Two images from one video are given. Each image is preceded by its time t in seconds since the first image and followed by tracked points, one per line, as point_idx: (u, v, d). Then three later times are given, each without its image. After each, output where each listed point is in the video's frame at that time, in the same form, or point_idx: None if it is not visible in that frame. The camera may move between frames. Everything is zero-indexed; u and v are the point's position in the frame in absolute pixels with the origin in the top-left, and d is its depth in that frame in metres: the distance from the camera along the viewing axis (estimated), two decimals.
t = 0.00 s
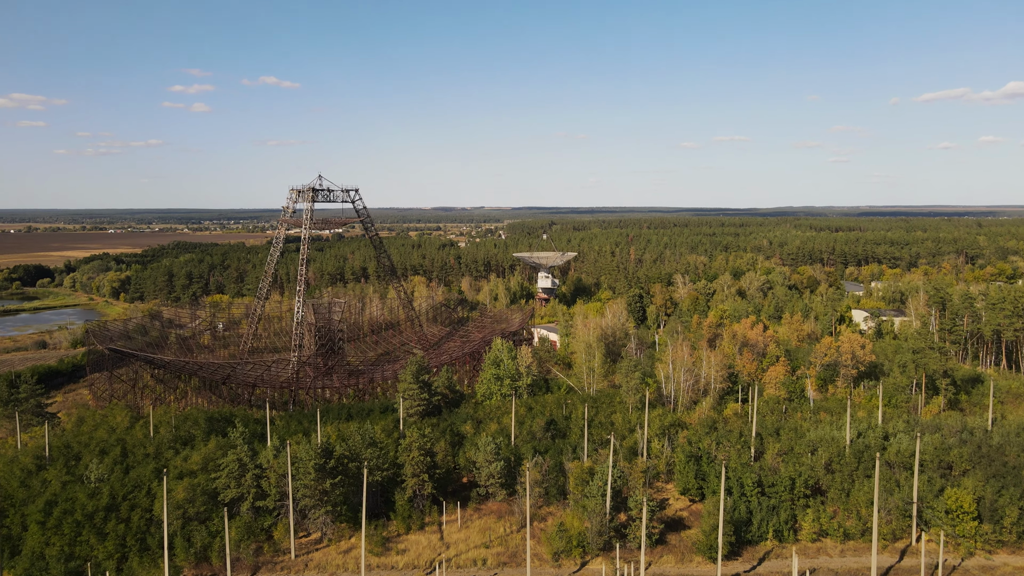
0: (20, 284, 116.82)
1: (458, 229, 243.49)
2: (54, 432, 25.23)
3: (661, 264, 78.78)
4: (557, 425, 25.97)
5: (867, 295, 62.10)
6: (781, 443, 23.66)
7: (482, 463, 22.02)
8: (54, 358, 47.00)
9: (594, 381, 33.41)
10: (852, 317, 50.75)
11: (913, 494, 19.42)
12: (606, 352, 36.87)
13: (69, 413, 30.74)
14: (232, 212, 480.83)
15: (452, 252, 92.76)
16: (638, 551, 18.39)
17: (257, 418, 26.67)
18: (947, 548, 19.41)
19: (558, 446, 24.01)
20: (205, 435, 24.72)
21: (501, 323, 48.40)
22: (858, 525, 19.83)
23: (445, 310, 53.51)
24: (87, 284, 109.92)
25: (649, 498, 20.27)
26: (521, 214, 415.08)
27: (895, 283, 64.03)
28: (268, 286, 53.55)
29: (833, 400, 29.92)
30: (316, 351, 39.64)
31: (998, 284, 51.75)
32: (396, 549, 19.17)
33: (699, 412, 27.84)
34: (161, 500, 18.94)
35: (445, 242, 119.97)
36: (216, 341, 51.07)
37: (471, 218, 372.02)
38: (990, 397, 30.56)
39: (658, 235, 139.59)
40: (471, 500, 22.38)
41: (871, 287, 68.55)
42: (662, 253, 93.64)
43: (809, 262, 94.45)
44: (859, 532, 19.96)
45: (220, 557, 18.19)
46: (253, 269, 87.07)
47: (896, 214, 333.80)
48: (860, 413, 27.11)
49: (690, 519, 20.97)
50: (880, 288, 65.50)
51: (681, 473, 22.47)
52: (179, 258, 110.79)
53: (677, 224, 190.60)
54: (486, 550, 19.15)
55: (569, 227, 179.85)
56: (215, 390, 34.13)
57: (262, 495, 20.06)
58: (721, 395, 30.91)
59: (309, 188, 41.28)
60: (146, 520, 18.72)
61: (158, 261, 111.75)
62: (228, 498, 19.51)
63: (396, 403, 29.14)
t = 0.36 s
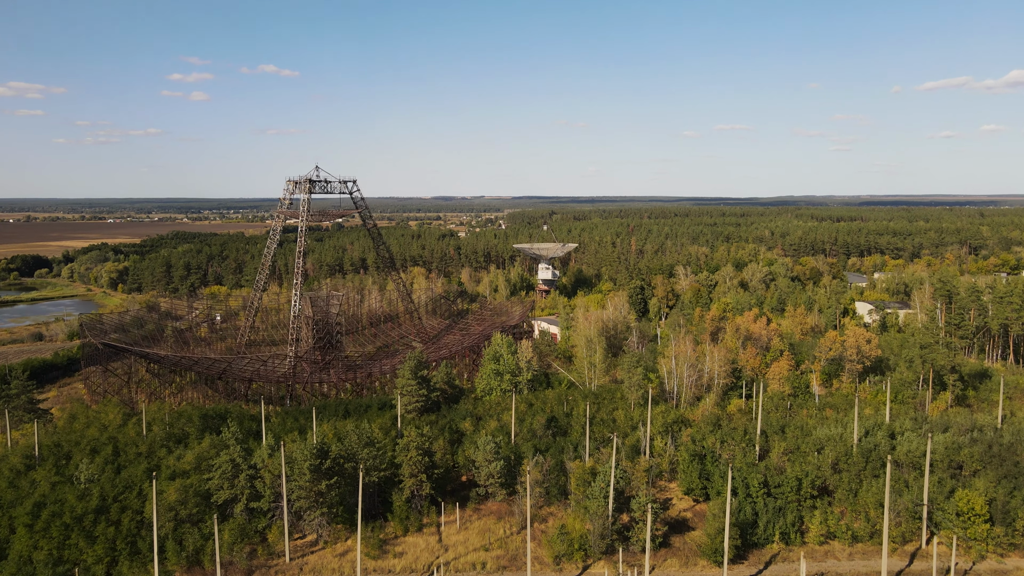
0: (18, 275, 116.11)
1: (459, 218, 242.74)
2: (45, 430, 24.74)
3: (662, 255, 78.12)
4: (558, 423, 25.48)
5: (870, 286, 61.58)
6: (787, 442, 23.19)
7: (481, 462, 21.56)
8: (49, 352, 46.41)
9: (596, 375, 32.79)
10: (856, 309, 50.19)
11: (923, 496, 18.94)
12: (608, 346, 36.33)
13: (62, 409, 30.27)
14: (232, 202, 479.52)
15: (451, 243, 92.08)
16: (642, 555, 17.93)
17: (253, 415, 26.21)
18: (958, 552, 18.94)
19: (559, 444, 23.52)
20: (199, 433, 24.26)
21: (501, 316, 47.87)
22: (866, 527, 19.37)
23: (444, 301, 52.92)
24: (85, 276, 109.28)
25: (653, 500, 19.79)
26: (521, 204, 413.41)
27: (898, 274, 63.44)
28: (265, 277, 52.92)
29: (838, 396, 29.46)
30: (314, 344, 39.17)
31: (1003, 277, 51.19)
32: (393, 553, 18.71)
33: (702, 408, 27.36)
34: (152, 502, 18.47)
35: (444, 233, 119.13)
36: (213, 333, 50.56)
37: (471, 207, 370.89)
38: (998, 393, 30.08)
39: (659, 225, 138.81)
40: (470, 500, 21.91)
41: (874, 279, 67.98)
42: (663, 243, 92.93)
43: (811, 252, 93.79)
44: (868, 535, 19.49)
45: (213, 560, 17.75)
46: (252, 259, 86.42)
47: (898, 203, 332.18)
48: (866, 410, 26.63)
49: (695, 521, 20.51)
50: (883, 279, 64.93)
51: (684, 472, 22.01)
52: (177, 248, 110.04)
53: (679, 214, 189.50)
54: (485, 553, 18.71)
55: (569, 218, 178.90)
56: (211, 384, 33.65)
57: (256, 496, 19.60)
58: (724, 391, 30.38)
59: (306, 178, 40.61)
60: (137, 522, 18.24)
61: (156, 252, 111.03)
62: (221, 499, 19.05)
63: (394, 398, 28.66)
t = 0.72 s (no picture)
0: (16, 268, 115.55)
1: (458, 211, 241.78)
2: (36, 430, 24.29)
3: (664, 249, 77.57)
4: (559, 423, 25.02)
5: (873, 281, 61.04)
6: (793, 443, 22.76)
7: (480, 464, 21.12)
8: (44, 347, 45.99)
9: (597, 373, 32.33)
10: (859, 305, 49.70)
11: (934, 501, 18.49)
12: (609, 343, 35.87)
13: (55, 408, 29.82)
14: (231, 194, 478.12)
15: (452, 236, 91.48)
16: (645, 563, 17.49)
17: (248, 415, 25.78)
18: (969, 557, 18.51)
19: (560, 445, 23.09)
20: (192, 433, 23.81)
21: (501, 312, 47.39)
22: (875, 532, 18.95)
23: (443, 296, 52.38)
24: (83, 269, 108.81)
25: (656, 504, 19.35)
26: (521, 196, 412.13)
27: (901, 269, 62.91)
28: (262, 272, 52.35)
29: (843, 395, 29.03)
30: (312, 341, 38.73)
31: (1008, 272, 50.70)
32: (390, 558, 18.28)
33: (706, 408, 26.91)
34: (143, 507, 18.02)
35: (444, 225, 118.46)
36: (210, 328, 50.05)
37: (472, 200, 369.81)
38: (1006, 391, 29.62)
39: (660, 218, 138.01)
40: (469, 503, 21.48)
41: (877, 273, 67.43)
42: (665, 237, 92.31)
43: (813, 246, 93.17)
44: (876, 540, 19.06)
45: (205, 567, 17.31)
46: (250, 253, 85.86)
47: (899, 196, 330.97)
48: (873, 409, 26.18)
49: (699, 525, 20.11)
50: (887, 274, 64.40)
51: (688, 474, 21.58)
52: (175, 241, 109.47)
53: (679, 207, 188.67)
54: (485, 558, 18.29)
55: (570, 210, 178.09)
56: (206, 382, 33.20)
57: (250, 499, 19.16)
58: (728, 389, 29.92)
59: (302, 172, 39.92)
60: (127, 528, 17.81)
61: (155, 245, 110.52)
62: (215, 503, 18.60)
63: (392, 397, 28.20)
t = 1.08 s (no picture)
0: (13, 262, 114.84)
1: (458, 204, 240.77)
2: (26, 433, 23.80)
3: (665, 244, 76.99)
4: (560, 425, 24.54)
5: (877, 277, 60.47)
6: (799, 446, 22.28)
7: (480, 469, 20.65)
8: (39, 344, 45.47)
9: (599, 372, 31.76)
10: (864, 301, 49.07)
11: (946, 509, 17.93)
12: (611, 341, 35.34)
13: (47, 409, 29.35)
14: (231, 187, 476.82)
15: (451, 230, 90.82)
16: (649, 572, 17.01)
17: (243, 416, 25.29)
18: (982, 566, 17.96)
19: (561, 447, 22.62)
20: (186, 436, 23.35)
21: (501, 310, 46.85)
22: (885, 540, 18.47)
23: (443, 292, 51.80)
24: (81, 263, 108.22)
25: (660, 510, 18.88)
26: (522, 189, 410.84)
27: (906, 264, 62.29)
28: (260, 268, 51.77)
29: (850, 395, 28.53)
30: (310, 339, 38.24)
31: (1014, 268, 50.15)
32: (387, 567, 17.80)
33: (710, 409, 26.40)
34: (133, 514, 17.56)
35: (444, 219, 117.67)
36: (207, 325, 49.46)
37: (472, 193, 368.42)
38: (1015, 391, 29.11)
39: (661, 211, 137.30)
40: (468, 508, 21.01)
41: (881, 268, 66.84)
42: (666, 231, 91.64)
43: (816, 240, 92.46)
44: (886, 548, 18.57)
45: None
46: (249, 247, 85.24)
47: (901, 189, 329.34)
48: (881, 411, 25.65)
49: (704, 532, 19.64)
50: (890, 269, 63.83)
51: (692, 479, 21.11)
52: (174, 235, 108.78)
53: (681, 200, 187.74)
54: (485, 567, 17.80)
55: (570, 203, 177.23)
56: (201, 381, 32.72)
57: (244, 506, 18.68)
58: (732, 389, 29.37)
59: (300, 167, 39.29)
60: (117, 536, 17.35)
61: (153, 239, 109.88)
62: (207, 510, 18.17)
63: (390, 398, 27.68)
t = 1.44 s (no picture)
0: (11, 257, 114.22)
1: (459, 198, 240.00)
2: (17, 436, 23.39)
3: (666, 240, 76.47)
4: (562, 428, 24.09)
5: (881, 273, 60.03)
6: (806, 451, 21.86)
7: (480, 474, 20.21)
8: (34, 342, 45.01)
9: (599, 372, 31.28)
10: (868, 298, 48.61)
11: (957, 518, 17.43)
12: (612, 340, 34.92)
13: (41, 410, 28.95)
14: (230, 181, 475.55)
15: (451, 225, 90.32)
16: None
17: (238, 418, 24.86)
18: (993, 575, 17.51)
19: (562, 451, 22.18)
20: (180, 438, 22.91)
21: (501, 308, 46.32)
22: (894, 548, 18.04)
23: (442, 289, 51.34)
24: (79, 258, 107.78)
25: (664, 517, 18.45)
26: (522, 183, 409.84)
27: (909, 260, 61.79)
28: (258, 264, 51.25)
29: (855, 397, 28.09)
30: (308, 337, 37.83)
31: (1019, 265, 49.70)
32: None
33: (714, 410, 25.98)
34: (123, 522, 17.13)
35: (443, 214, 117.03)
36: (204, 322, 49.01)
37: (472, 187, 367.75)
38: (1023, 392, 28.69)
39: (663, 206, 136.56)
40: (467, 514, 20.58)
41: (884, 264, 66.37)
42: (667, 227, 91.11)
43: (818, 235, 91.92)
44: (895, 557, 18.13)
45: None
46: (247, 243, 84.70)
47: (903, 183, 328.22)
48: (888, 413, 25.21)
49: (708, 540, 19.23)
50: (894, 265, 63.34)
51: (697, 484, 20.70)
52: (172, 230, 108.17)
53: (682, 195, 187.11)
54: None
55: (571, 198, 176.37)
56: (197, 380, 32.29)
57: (238, 513, 18.22)
58: (735, 390, 28.91)
59: (298, 162, 38.71)
60: (106, 545, 16.92)
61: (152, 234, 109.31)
62: (199, 517, 17.74)
63: (388, 399, 27.23)
